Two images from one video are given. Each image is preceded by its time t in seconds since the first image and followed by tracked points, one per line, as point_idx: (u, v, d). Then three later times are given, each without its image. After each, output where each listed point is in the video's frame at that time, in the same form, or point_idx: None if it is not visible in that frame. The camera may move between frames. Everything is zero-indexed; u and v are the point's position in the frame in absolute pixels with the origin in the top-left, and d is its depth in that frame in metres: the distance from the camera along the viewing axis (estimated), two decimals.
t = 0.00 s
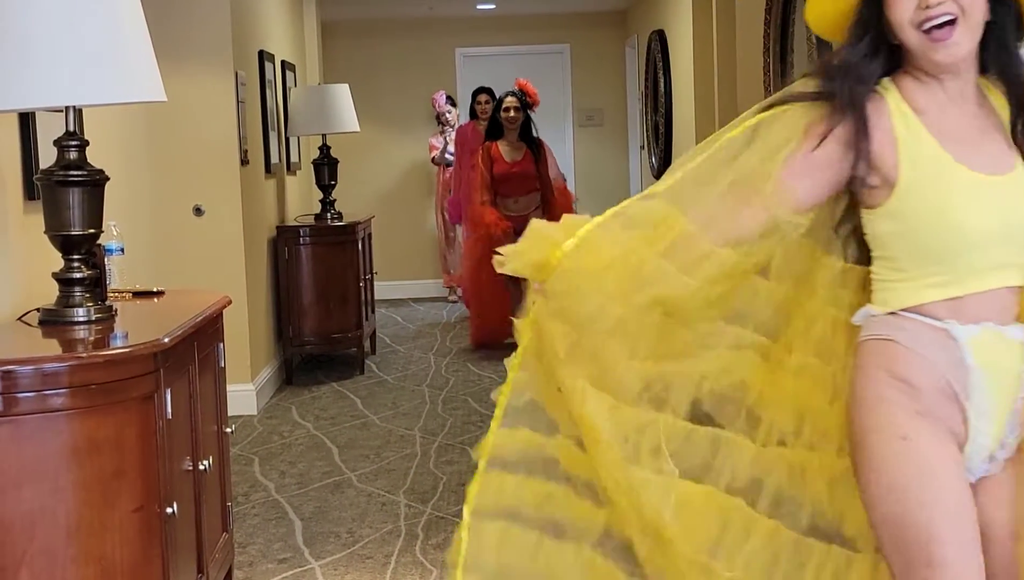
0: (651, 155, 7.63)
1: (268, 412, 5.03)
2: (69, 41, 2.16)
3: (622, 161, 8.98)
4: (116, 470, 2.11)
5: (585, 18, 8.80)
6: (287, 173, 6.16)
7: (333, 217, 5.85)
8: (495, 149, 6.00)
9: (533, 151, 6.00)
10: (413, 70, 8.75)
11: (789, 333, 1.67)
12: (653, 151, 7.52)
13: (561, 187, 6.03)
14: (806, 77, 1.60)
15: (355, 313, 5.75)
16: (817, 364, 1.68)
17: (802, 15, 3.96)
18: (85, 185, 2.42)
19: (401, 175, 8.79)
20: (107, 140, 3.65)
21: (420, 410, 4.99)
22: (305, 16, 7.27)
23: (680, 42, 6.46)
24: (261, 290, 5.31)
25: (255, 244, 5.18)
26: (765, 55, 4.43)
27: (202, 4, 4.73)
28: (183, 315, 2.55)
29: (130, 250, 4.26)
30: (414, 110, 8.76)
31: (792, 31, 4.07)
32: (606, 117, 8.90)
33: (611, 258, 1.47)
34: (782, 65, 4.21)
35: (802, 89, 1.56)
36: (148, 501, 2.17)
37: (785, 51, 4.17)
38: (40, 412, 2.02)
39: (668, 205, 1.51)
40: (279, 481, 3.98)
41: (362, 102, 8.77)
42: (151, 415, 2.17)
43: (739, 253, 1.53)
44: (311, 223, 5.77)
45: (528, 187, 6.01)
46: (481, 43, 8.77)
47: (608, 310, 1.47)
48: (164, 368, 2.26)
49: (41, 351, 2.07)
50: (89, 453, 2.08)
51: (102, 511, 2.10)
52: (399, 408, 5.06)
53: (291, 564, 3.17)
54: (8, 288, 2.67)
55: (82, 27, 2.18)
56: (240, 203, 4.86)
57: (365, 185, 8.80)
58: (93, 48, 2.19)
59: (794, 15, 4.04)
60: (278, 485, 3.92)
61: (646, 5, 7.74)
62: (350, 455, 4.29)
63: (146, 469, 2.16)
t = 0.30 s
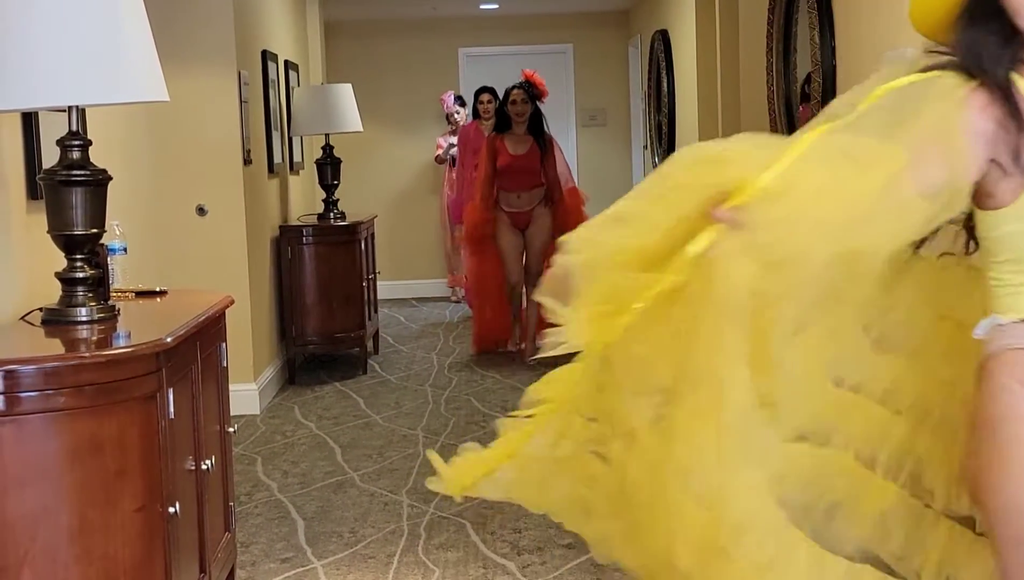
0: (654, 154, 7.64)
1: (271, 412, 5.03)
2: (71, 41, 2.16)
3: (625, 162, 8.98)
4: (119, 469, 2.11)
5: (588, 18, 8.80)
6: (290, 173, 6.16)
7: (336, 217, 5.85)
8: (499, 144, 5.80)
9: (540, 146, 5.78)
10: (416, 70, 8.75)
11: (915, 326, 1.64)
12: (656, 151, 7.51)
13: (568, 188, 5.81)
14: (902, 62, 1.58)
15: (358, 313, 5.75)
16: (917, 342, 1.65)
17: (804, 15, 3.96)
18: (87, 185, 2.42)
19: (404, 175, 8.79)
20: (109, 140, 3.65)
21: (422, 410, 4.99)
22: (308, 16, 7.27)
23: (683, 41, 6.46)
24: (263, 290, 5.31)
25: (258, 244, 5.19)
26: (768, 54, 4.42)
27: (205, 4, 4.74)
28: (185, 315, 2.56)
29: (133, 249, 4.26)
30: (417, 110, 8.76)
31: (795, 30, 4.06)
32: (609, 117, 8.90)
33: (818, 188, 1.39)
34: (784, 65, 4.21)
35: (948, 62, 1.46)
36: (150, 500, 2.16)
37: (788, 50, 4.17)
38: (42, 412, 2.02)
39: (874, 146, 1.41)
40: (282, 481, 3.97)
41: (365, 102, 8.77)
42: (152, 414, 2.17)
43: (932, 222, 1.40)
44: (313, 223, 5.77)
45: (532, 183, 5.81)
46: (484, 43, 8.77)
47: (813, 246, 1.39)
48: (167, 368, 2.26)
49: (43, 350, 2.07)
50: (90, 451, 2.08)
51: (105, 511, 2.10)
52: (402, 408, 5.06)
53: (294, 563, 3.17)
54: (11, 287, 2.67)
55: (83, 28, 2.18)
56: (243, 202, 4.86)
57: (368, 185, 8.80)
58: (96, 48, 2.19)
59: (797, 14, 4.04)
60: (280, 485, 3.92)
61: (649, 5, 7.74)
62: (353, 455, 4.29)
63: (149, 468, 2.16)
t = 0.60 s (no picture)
0: (656, 155, 7.63)
1: (273, 412, 5.03)
2: (73, 42, 2.16)
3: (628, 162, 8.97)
4: (121, 469, 2.11)
5: (591, 18, 8.79)
6: (293, 173, 6.17)
7: (338, 217, 5.85)
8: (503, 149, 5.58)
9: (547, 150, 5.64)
10: (418, 70, 8.76)
11: None
12: (658, 150, 7.51)
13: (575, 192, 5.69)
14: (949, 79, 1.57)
15: (360, 313, 5.75)
16: None
17: (806, 15, 3.96)
18: (90, 185, 2.42)
19: (406, 175, 8.80)
20: (113, 141, 3.66)
21: (424, 410, 4.99)
22: (311, 16, 7.27)
23: (685, 41, 6.45)
24: (266, 290, 5.32)
25: (260, 244, 5.19)
26: (770, 54, 4.42)
27: (208, 4, 4.74)
28: (187, 315, 2.55)
29: (135, 249, 4.27)
30: (420, 110, 8.77)
31: (797, 30, 4.06)
32: (612, 117, 8.89)
33: None
34: (786, 65, 4.20)
35: None
36: (153, 501, 2.16)
37: (790, 50, 4.16)
38: (44, 412, 2.02)
39: None
40: (284, 481, 3.97)
41: (367, 102, 8.78)
42: (154, 413, 2.17)
43: None
44: (316, 223, 5.77)
45: (539, 189, 5.62)
46: (486, 43, 8.77)
47: None
48: (169, 368, 2.26)
49: (45, 351, 2.07)
50: (91, 451, 2.08)
51: (107, 512, 2.10)
52: (404, 408, 5.06)
53: (296, 564, 3.16)
54: (14, 288, 2.67)
55: (85, 29, 2.17)
56: (245, 203, 4.86)
57: (371, 185, 8.81)
58: (99, 48, 2.19)
59: (799, 14, 4.03)
60: (283, 485, 3.92)
61: (652, 5, 7.73)
62: (355, 455, 4.29)
63: (150, 468, 2.16)
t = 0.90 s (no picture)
0: (659, 155, 7.63)
1: (275, 412, 5.04)
2: (77, 42, 2.16)
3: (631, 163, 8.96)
4: (124, 470, 2.11)
5: (593, 18, 8.78)
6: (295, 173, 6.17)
7: (340, 217, 5.86)
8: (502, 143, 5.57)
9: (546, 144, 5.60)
10: (419, 70, 8.76)
11: None
12: (660, 151, 7.51)
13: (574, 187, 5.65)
14: None
15: (362, 313, 5.75)
16: None
17: (809, 15, 3.95)
18: (92, 186, 2.42)
19: (408, 175, 8.80)
20: (115, 142, 3.67)
21: (426, 410, 5.00)
22: (313, 16, 7.27)
23: (688, 40, 6.45)
24: (268, 290, 5.32)
25: (263, 244, 5.20)
26: (772, 53, 4.41)
27: (210, 4, 4.74)
28: (189, 316, 2.56)
29: (137, 249, 4.27)
30: (422, 111, 8.77)
31: (800, 30, 4.05)
32: (614, 118, 8.89)
33: None
34: (789, 65, 4.19)
35: None
36: (156, 501, 2.17)
37: (793, 50, 4.16)
38: (47, 413, 2.02)
39: None
40: (287, 481, 3.98)
41: (370, 102, 8.78)
42: (158, 414, 2.18)
43: None
44: (318, 223, 5.77)
45: (540, 183, 5.58)
46: (488, 43, 8.77)
47: None
48: (172, 369, 2.26)
49: (48, 352, 2.07)
50: (95, 453, 2.08)
51: (110, 512, 2.10)
52: (406, 408, 5.06)
53: (298, 564, 3.17)
54: (17, 287, 2.68)
55: (84, 25, 2.18)
56: (247, 203, 4.86)
57: (373, 185, 8.81)
58: (102, 48, 2.19)
59: (802, 14, 4.03)
60: (285, 485, 3.92)
61: (655, 5, 7.72)
62: (358, 455, 4.29)
63: (153, 468, 2.16)
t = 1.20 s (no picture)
0: (661, 156, 7.62)
1: (277, 412, 5.03)
2: (79, 42, 2.15)
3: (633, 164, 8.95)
4: (125, 470, 2.11)
5: (595, 18, 8.77)
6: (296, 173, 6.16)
7: (342, 217, 5.85)
8: (500, 149, 5.34)
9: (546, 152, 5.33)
10: (421, 70, 8.76)
11: None
12: (662, 151, 7.51)
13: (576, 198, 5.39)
14: None
15: (364, 314, 5.74)
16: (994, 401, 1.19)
17: (812, 15, 3.94)
18: (93, 186, 2.41)
19: (409, 175, 8.79)
20: (115, 142, 3.65)
21: (428, 410, 4.99)
22: (315, 16, 7.26)
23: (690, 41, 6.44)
24: (269, 289, 5.32)
25: (264, 244, 5.19)
26: (775, 52, 4.40)
27: (211, 4, 4.73)
28: (191, 315, 2.55)
29: (138, 249, 4.25)
30: (424, 110, 8.76)
31: (803, 29, 4.04)
32: (616, 117, 8.87)
33: None
34: (791, 64, 4.18)
35: None
36: (157, 502, 2.16)
37: (795, 49, 4.14)
38: (48, 413, 2.01)
39: None
40: (288, 482, 3.97)
41: (371, 102, 8.77)
42: (159, 415, 2.17)
43: None
44: (319, 223, 5.77)
45: (538, 194, 5.33)
46: (490, 43, 8.76)
47: None
48: (173, 369, 2.25)
49: (49, 351, 2.07)
50: (96, 453, 2.07)
51: (111, 513, 2.09)
52: (408, 409, 5.06)
53: (300, 564, 3.16)
54: (17, 288, 2.67)
55: (84, 25, 2.16)
56: (249, 203, 4.86)
57: (374, 184, 8.80)
58: (104, 49, 2.18)
59: (805, 13, 4.02)
60: (286, 486, 3.91)
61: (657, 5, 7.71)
62: (359, 456, 4.29)
63: (154, 469, 2.15)
